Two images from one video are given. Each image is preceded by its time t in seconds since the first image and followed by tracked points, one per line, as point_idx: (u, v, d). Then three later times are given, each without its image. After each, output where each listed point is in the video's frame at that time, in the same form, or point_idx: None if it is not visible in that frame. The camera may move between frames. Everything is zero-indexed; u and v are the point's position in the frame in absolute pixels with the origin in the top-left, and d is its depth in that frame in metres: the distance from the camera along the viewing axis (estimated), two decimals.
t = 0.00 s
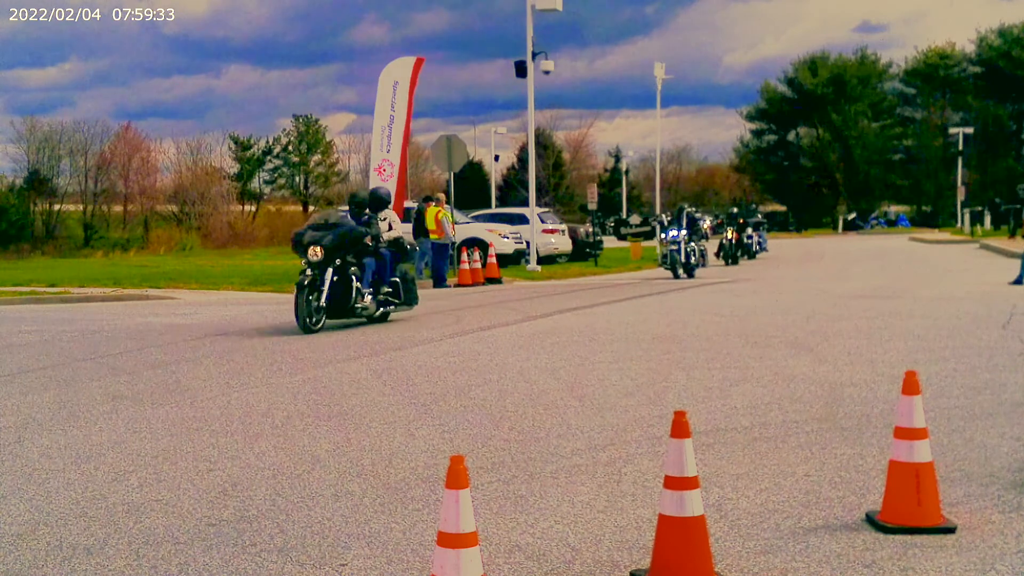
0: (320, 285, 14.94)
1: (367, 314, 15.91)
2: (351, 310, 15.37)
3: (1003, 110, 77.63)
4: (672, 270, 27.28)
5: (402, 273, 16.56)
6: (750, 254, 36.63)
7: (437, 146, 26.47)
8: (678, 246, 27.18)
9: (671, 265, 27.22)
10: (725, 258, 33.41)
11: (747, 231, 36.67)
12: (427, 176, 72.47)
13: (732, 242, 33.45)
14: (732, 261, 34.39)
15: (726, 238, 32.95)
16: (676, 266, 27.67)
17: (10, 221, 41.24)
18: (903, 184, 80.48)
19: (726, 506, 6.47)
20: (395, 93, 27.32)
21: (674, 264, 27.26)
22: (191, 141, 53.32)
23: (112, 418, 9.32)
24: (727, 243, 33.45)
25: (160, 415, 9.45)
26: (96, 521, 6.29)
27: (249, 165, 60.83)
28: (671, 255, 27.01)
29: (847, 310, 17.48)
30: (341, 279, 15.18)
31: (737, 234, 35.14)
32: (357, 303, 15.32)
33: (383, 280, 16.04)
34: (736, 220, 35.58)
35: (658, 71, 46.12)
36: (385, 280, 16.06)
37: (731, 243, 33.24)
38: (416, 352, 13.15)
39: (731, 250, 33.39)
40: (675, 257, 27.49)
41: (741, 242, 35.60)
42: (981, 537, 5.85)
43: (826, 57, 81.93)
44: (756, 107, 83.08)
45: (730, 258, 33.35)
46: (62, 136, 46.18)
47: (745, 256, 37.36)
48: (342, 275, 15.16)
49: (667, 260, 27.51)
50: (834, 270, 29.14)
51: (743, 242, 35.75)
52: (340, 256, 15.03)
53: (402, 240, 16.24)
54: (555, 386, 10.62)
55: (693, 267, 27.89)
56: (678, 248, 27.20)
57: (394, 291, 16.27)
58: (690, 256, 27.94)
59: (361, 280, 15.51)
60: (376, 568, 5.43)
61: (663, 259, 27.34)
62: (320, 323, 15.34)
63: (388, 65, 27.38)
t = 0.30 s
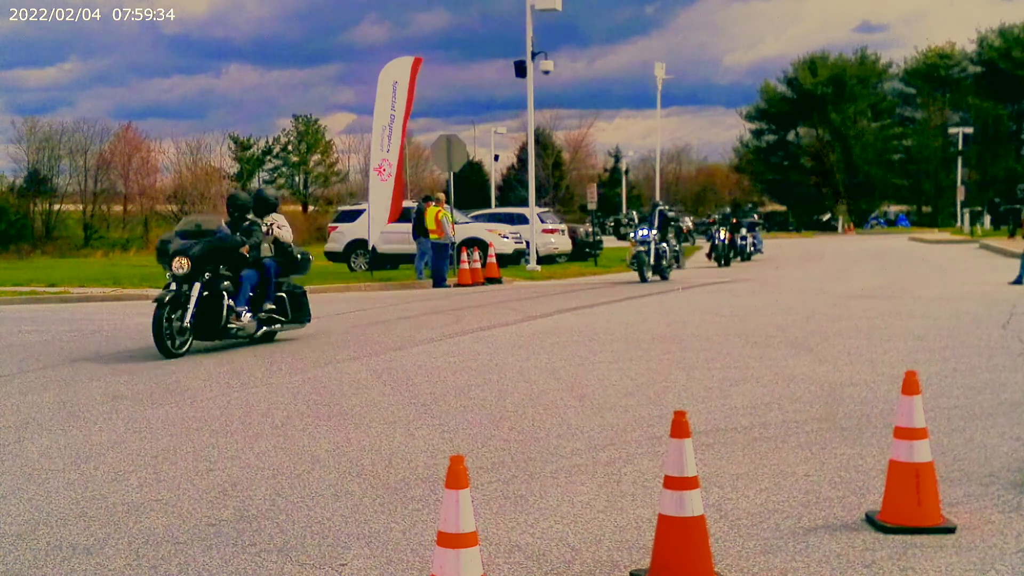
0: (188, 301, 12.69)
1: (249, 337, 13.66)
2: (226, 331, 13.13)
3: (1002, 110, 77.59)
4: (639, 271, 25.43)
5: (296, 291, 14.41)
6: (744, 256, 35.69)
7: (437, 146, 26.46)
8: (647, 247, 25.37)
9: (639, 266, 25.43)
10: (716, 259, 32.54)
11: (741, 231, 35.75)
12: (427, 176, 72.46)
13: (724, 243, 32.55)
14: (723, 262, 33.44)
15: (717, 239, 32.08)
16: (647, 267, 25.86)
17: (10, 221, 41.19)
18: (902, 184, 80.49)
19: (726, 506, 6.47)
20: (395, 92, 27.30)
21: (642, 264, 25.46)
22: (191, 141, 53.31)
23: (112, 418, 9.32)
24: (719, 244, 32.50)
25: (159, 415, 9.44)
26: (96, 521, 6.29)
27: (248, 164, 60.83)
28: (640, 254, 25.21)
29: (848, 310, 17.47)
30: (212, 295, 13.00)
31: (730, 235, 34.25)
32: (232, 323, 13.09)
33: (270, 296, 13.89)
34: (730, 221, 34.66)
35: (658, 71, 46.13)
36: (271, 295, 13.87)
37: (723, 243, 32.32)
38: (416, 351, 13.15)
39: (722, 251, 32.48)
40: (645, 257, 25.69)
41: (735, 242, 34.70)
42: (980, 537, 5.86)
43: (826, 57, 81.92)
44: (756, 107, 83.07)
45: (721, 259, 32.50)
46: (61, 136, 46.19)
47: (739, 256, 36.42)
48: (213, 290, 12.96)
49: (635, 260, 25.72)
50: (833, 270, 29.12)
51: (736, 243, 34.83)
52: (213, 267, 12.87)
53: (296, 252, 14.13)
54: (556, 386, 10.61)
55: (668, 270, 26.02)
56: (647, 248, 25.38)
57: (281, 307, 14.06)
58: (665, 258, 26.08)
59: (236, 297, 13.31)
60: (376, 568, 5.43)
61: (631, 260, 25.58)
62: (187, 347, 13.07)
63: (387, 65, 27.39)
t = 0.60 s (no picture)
0: None
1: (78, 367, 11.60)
2: (45, 363, 11.08)
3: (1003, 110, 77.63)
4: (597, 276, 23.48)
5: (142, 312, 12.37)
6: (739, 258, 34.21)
7: (437, 146, 26.45)
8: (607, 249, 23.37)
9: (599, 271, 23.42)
10: (710, 260, 31.03)
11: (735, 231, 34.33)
12: (427, 176, 72.45)
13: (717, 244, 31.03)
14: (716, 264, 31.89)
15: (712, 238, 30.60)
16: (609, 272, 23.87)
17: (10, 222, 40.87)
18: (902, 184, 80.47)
19: (725, 506, 6.47)
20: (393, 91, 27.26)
21: (601, 269, 23.45)
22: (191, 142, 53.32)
23: (111, 418, 9.32)
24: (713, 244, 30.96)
25: (159, 415, 9.45)
26: (97, 520, 6.29)
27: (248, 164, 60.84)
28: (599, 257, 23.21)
29: (848, 310, 17.48)
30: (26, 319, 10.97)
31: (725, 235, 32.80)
32: (51, 351, 11.06)
33: (108, 319, 11.81)
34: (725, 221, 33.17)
35: (658, 71, 46.12)
36: (109, 317, 11.79)
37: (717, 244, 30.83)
38: (416, 351, 13.15)
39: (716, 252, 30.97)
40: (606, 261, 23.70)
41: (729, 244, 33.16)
42: (980, 537, 5.85)
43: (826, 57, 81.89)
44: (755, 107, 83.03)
45: (714, 260, 31.01)
46: (62, 137, 46.24)
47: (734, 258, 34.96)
48: (27, 314, 10.96)
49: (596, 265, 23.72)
50: (832, 270, 29.13)
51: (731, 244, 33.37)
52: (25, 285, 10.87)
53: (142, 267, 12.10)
54: (556, 386, 10.61)
55: (631, 274, 24.02)
56: (607, 250, 23.40)
57: (123, 331, 11.95)
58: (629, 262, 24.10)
59: (62, 321, 11.27)
60: (376, 568, 5.43)
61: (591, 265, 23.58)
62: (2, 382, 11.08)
63: (386, 64, 27.34)
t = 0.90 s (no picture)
0: None
1: None
2: None
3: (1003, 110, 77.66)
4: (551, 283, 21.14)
5: None
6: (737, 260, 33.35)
7: (435, 146, 26.45)
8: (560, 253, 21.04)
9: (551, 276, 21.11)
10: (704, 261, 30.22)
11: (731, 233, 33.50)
12: (427, 176, 72.45)
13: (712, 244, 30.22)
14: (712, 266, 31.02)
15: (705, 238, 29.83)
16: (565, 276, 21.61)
17: (10, 221, 40.99)
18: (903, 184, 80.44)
19: (726, 506, 6.47)
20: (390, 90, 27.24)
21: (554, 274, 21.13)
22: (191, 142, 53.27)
23: (112, 418, 9.32)
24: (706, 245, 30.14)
25: (159, 415, 9.44)
26: (98, 520, 6.29)
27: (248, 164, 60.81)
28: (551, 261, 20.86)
29: (848, 310, 17.48)
30: None
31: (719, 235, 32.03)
32: None
33: None
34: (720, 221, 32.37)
35: (658, 71, 46.12)
36: None
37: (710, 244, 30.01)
38: (415, 352, 13.15)
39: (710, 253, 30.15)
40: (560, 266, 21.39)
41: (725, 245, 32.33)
42: (981, 537, 5.85)
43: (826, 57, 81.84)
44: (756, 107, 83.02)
45: (709, 260, 30.21)
46: (62, 137, 46.21)
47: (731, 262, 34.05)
48: None
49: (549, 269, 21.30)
50: (833, 270, 29.12)
51: (726, 246, 32.54)
52: None
53: None
54: (556, 386, 10.60)
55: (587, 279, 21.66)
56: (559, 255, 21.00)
57: None
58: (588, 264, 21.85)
59: None
60: (377, 568, 5.43)
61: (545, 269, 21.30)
62: None
63: (382, 64, 27.31)
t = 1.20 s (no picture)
0: None
1: None
2: None
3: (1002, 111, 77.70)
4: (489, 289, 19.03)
5: None
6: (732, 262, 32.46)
7: (437, 146, 26.45)
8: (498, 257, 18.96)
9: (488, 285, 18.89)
10: (695, 263, 29.33)
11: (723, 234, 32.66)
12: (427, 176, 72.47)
13: (701, 246, 29.36)
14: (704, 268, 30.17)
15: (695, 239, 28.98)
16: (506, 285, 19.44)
17: (10, 221, 41.00)
18: (903, 184, 80.45)
19: (726, 506, 6.47)
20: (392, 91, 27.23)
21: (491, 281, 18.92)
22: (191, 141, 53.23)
23: (112, 418, 9.32)
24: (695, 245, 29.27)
25: (160, 415, 9.44)
26: (97, 520, 6.29)
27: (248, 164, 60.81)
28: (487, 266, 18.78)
29: (847, 310, 17.47)
30: None
31: (710, 236, 31.19)
32: None
33: None
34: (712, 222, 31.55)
35: (658, 71, 46.13)
36: None
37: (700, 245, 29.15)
38: (415, 352, 13.14)
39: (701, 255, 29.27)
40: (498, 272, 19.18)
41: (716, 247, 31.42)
42: (980, 537, 5.85)
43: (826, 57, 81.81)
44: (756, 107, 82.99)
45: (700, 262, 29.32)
46: (61, 137, 46.18)
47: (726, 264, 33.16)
48: None
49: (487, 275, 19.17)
50: (832, 270, 29.11)
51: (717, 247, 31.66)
52: None
53: None
54: (556, 386, 10.60)
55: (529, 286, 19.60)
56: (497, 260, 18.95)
57: None
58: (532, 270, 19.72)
59: None
60: (376, 568, 5.42)
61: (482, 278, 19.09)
62: None
63: (385, 64, 27.29)
